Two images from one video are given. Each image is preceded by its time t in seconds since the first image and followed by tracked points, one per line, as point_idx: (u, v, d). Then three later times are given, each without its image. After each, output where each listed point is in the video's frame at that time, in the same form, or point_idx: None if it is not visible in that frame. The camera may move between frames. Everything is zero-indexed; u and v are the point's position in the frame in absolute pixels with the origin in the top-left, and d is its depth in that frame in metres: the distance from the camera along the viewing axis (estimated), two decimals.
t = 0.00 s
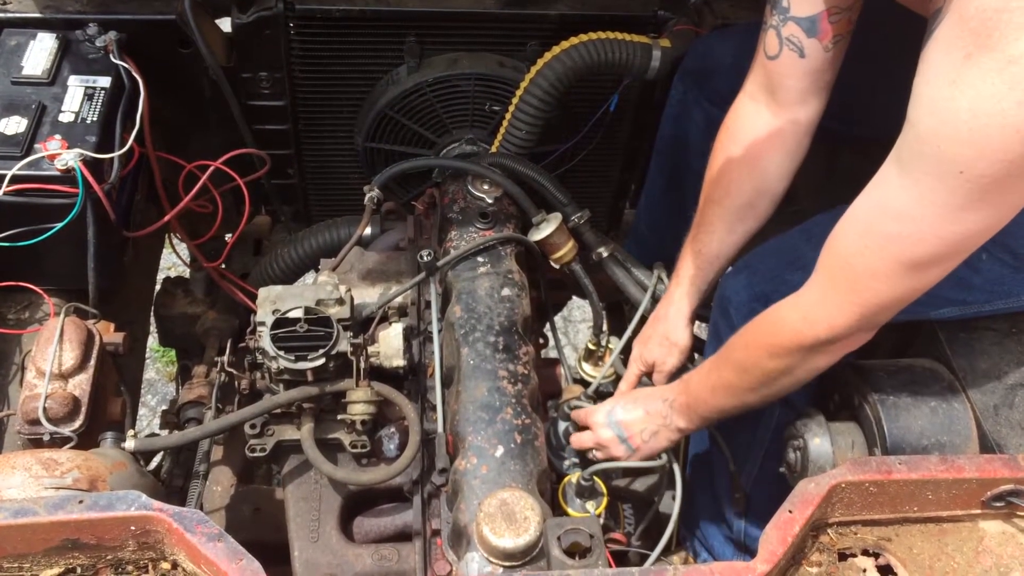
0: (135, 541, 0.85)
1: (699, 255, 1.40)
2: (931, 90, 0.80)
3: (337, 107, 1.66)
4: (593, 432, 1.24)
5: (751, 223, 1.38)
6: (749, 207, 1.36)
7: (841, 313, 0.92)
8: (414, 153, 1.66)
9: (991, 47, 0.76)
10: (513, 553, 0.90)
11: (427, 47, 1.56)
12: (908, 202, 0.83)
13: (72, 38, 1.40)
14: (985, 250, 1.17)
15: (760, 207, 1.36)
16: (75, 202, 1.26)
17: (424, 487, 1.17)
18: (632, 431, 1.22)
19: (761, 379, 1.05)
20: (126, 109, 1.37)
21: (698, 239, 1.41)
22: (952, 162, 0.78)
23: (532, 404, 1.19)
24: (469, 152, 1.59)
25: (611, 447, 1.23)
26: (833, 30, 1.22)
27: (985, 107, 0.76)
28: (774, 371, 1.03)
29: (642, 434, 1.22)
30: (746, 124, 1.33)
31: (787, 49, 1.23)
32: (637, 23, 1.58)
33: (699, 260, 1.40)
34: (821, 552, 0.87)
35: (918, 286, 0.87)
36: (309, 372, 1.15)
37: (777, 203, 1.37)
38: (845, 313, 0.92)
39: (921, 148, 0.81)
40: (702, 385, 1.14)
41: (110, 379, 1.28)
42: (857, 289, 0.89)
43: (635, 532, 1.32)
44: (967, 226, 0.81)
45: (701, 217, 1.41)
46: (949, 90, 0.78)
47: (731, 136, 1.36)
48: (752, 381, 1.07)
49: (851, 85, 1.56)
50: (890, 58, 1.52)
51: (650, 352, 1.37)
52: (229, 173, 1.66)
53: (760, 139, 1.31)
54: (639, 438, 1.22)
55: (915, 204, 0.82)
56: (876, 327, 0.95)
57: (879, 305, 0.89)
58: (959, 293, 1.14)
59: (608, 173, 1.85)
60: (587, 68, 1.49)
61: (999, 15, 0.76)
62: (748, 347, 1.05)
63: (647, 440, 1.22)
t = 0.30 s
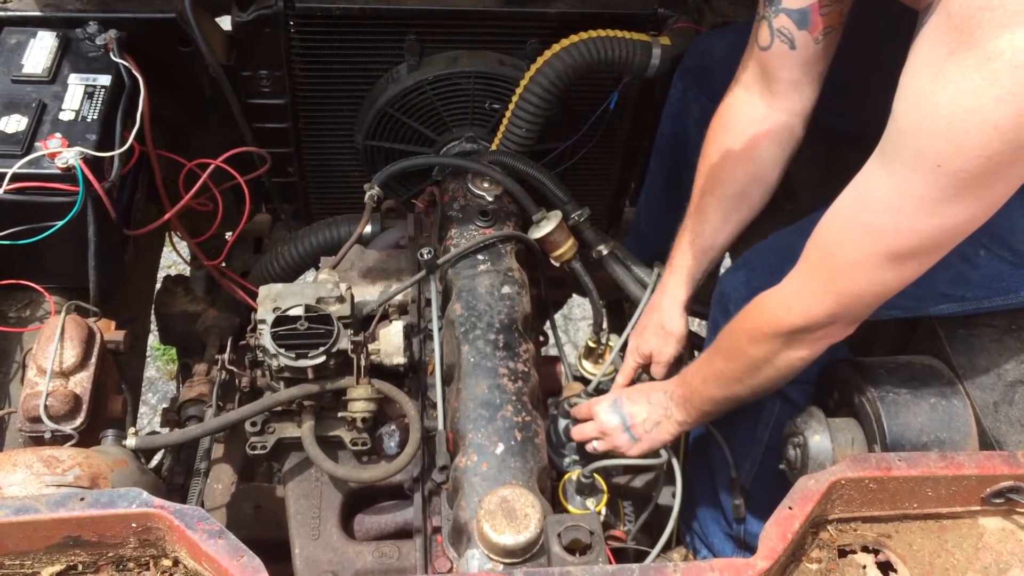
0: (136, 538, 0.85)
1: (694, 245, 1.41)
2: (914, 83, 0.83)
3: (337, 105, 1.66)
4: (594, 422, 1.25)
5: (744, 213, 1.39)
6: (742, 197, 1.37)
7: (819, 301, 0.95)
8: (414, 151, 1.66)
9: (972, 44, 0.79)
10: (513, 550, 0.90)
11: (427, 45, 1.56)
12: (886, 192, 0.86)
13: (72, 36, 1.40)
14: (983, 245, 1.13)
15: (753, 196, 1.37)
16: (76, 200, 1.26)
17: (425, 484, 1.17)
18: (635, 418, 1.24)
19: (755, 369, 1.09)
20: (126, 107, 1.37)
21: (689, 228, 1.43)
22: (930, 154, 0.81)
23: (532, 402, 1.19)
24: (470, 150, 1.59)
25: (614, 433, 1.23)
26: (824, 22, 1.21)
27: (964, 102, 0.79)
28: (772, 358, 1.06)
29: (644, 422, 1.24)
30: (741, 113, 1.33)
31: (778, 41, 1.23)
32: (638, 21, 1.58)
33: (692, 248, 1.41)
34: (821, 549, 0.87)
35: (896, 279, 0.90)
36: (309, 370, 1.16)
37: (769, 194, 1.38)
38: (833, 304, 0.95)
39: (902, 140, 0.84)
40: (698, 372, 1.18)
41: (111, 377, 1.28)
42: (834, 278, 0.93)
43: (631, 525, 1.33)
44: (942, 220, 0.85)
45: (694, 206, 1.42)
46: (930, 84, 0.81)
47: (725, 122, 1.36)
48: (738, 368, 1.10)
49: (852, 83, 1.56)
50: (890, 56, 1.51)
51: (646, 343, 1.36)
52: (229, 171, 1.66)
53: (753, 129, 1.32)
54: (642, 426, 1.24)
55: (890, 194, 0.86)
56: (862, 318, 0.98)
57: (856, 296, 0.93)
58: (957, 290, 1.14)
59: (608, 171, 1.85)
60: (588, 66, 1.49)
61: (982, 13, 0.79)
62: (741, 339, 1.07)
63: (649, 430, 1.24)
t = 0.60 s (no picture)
0: (137, 537, 0.85)
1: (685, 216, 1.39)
2: (918, 86, 0.83)
3: (337, 104, 1.66)
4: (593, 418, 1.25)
5: (736, 189, 1.39)
6: (736, 173, 1.37)
7: (817, 300, 0.95)
8: (414, 150, 1.66)
9: (976, 50, 0.79)
10: (514, 548, 0.90)
11: (427, 44, 1.55)
12: (887, 196, 0.86)
13: (72, 35, 1.40)
14: (985, 245, 1.13)
15: (746, 173, 1.37)
16: (76, 199, 1.26)
17: (425, 483, 1.17)
18: (636, 413, 1.24)
19: (752, 366, 1.09)
20: (126, 106, 1.37)
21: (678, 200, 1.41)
22: (930, 159, 0.81)
23: (533, 400, 1.19)
24: (469, 148, 1.59)
25: (614, 428, 1.23)
26: (826, 7, 1.26)
27: (965, 107, 0.78)
28: (769, 355, 1.06)
29: (645, 418, 1.24)
30: (740, 90, 1.34)
31: (783, 26, 1.28)
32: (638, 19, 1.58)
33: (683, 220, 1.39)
34: (822, 548, 0.87)
35: (895, 281, 0.91)
36: (310, 369, 1.15)
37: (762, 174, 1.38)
38: (831, 303, 0.95)
39: (903, 143, 0.84)
40: (697, 368, 1.19)
41: (111, 376, 1.28)
42: (832, 279, 0.93)
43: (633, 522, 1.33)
44: (942, 223, 0.85)
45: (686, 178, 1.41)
46: (933, 88, 0.81)
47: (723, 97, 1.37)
48: (735, 366, 1.10)
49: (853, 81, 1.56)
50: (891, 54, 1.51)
51: (631, 319, 1.34)
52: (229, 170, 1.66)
53: (754, 111, 1.34)
54: (642, 421, 1.24)
55: (891, 198, 0.85)
56: (862, 317, 0.98)
57: (855, 298, 0.93)
58: (958, 288, 1.14)
59: (608, 170, 1.85)
60: (588, 65, 1.49)
61: (986, 19, 0.79)
62: (741, 337, 1.07)
63: (649, 425, 1.24)
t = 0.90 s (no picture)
0: (138, 538, 0.85)
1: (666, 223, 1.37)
2: (921, 83, 0.83)
3: (337, 105, 1.66)
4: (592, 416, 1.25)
5: (723, 197, 1.38)
6: (724, 181, 1.36)
7: (816, 298, 0.95)
8: (415, 151, 1.66)
9: (980, 47, 0.78)
10: (514, 549, 0.90)
11: (427, 44, 1.55)
12: (887, 193, 0.86)
13: (72, 36, 1.40)
14: (986, 245, 1.13)
15: (735, 182, 1.37)
16: (77, 200, 1.26)
17: (426, 484, 1.17)
18: (634, 412, 1.24)
19: (753, 366, 1.09)
20: (126, 107, 1.37)
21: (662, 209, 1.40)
22: (931, 155, 0.81)
23: (534, 401, 1.19)
24: (470, 148, 1.59)
25: (612, 426, 1.23)
26: (821, 13, 1.24)
27: (968, 103, 0.78)
28: (770, 355, 1.07)
29: (643, 417, 1.24)
30: (729, 99, 1.34)
31: (774, 29, 1.27)
32: (639, 19, 1.58)
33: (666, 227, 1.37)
34: (822, 547, 0.87)
35: (895, 281, 0.91)
36: (311, 369, 1.16)
37: (749, 182, 1.38)
38: (832, 303, 0.95)
39: (905, 139, 0.84)
40: (696, 366, 1.19)
41: (112, 377, 1.28)
42: (831, 275, 0.93)
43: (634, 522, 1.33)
44: (942, 221, 0.85)
45: (671, 185, 1.41)
46: (936, 84, 0.81)
47: (711, 107, 1.37)
48: (734, 364, 1.11)
49: (853, 81, 1.56)
50: (891, 53, 1.51)
51: (614, 325, 1.33)
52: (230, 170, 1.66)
53: (742, 117, 1.34)
54: (641, 420, 1.24)
55: (892, 195, 0.86)
56: (863, 317, 0.98)
57: (854, 296, 0.93)
58: (958, 288, 1.15)
59: (608, 170, 1.85)
60: (588, 65, 1.49)
61: (989, 16, 0.78)
62: (740, 334, 1.08)
63: (647, 424, 1.24)
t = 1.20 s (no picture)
0: (140, 538, 0.85)
1: (661, 221, 1.37)
2: (922, 78, 0.83)
3: (338, 105, 1.66)
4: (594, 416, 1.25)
5: (715, 194, 1.38)
6: (716, 177, 1.36)
7: (817, 296, 0.95)
8: (416, 151, 1.66)
9: (979, 41, 0.79)
10: (516, 550, 0.90)
11: (428, 45, 1.55)
12: (887, 188, 0.86)
13: (74, 37, 1.40)
14: (987, 246, 1.14)
15: (727, 178, 1.37)
16: (79, 200, 1.26)
17: (427, 485, 1.16)
18: (636, 413, 1.24)
19: (755, 365, 1.09)
20: (128, 108, 1.37)
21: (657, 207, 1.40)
22: (931, 150, 0.82)
23: (536, 401, 1.19)
24: (472, 149, 1.60)
25: (613, 427, 1.23)
26: (815, 9, 1.24)
27: (968, 97, 0.79)
28: (771, 354, 1.07)
29: (645, 417, 1.24)
30: (721, 97, 1.34)
31: (769, 24, 1.27)
32: (640, 19, 1.58)
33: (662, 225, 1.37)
34: (825, 549, 0.87)
35: (897, 281, 0.91)
36: (312, 370, 1.16)
37: (741, 177, 1.38)
38: (832, 301, 0.95)
39: (906, 133, 0.84)
40: (696, 365, 1.19)
41: (113, 377, 1.28)
42: (831, 271, 0.93)
43: (635, 523, 1.33)
44: (942, 216, 0.85)
45: (664, 182, 1.41)
46: (936, 79, 0.81)
47: (701, 104, 1.37)
48: (735, 362, 1.11)
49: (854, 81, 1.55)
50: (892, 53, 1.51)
51: (614, 324, 1.33)
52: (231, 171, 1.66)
53: (735, 113, 1.34)
54: (642, 420, 1.24)
55: (891, 191, 0.86)
56: (864, 316, 0.98)
57: (854, 293, 0.93)
58: (959, 289, 1.15)
59: (609, 170, 1.85)
60: (589, 65, 1.48)
61: (989, 10, 0.78)
62: (740, 331, 1.08)
63: (649, 424, 1.24)
